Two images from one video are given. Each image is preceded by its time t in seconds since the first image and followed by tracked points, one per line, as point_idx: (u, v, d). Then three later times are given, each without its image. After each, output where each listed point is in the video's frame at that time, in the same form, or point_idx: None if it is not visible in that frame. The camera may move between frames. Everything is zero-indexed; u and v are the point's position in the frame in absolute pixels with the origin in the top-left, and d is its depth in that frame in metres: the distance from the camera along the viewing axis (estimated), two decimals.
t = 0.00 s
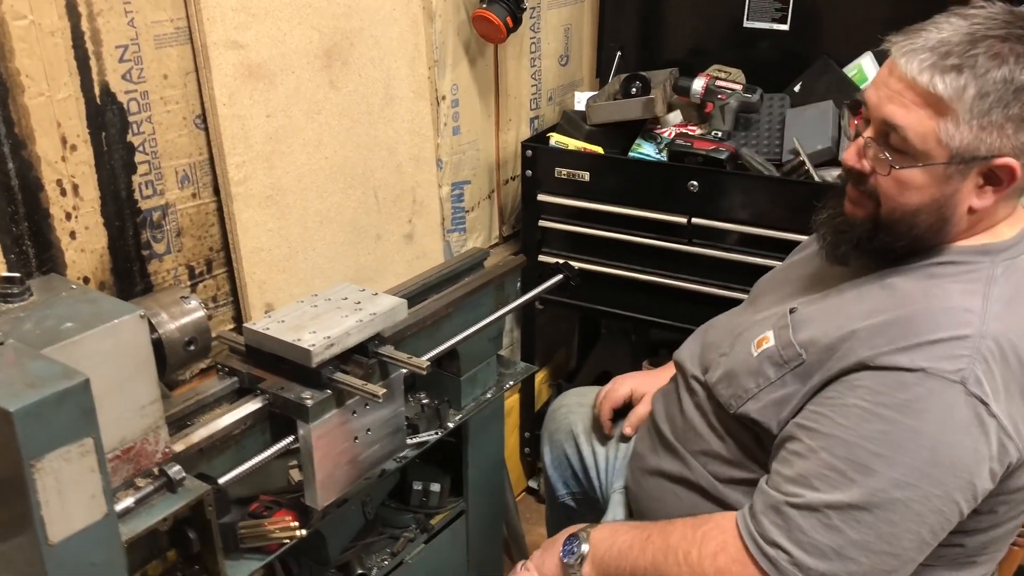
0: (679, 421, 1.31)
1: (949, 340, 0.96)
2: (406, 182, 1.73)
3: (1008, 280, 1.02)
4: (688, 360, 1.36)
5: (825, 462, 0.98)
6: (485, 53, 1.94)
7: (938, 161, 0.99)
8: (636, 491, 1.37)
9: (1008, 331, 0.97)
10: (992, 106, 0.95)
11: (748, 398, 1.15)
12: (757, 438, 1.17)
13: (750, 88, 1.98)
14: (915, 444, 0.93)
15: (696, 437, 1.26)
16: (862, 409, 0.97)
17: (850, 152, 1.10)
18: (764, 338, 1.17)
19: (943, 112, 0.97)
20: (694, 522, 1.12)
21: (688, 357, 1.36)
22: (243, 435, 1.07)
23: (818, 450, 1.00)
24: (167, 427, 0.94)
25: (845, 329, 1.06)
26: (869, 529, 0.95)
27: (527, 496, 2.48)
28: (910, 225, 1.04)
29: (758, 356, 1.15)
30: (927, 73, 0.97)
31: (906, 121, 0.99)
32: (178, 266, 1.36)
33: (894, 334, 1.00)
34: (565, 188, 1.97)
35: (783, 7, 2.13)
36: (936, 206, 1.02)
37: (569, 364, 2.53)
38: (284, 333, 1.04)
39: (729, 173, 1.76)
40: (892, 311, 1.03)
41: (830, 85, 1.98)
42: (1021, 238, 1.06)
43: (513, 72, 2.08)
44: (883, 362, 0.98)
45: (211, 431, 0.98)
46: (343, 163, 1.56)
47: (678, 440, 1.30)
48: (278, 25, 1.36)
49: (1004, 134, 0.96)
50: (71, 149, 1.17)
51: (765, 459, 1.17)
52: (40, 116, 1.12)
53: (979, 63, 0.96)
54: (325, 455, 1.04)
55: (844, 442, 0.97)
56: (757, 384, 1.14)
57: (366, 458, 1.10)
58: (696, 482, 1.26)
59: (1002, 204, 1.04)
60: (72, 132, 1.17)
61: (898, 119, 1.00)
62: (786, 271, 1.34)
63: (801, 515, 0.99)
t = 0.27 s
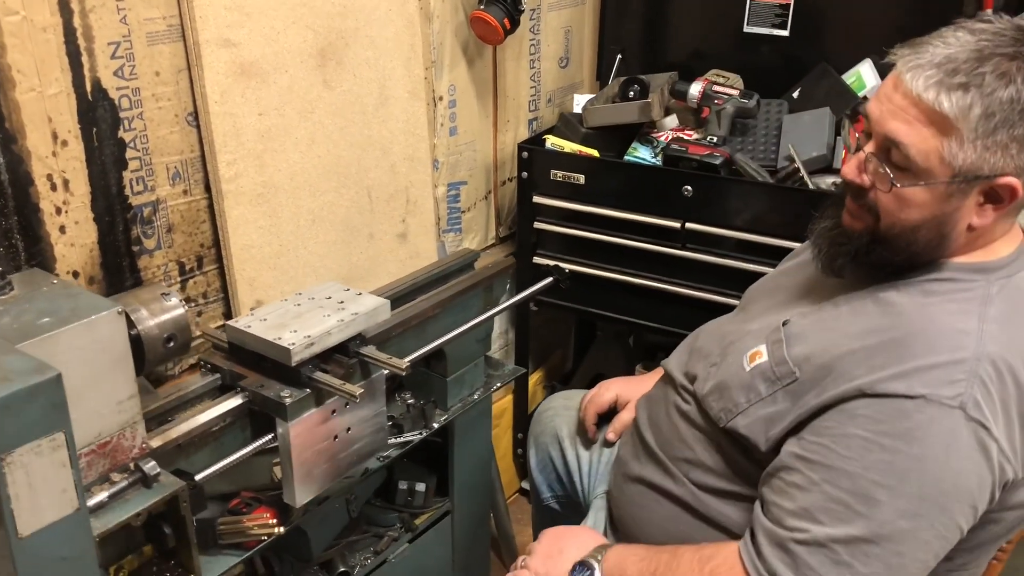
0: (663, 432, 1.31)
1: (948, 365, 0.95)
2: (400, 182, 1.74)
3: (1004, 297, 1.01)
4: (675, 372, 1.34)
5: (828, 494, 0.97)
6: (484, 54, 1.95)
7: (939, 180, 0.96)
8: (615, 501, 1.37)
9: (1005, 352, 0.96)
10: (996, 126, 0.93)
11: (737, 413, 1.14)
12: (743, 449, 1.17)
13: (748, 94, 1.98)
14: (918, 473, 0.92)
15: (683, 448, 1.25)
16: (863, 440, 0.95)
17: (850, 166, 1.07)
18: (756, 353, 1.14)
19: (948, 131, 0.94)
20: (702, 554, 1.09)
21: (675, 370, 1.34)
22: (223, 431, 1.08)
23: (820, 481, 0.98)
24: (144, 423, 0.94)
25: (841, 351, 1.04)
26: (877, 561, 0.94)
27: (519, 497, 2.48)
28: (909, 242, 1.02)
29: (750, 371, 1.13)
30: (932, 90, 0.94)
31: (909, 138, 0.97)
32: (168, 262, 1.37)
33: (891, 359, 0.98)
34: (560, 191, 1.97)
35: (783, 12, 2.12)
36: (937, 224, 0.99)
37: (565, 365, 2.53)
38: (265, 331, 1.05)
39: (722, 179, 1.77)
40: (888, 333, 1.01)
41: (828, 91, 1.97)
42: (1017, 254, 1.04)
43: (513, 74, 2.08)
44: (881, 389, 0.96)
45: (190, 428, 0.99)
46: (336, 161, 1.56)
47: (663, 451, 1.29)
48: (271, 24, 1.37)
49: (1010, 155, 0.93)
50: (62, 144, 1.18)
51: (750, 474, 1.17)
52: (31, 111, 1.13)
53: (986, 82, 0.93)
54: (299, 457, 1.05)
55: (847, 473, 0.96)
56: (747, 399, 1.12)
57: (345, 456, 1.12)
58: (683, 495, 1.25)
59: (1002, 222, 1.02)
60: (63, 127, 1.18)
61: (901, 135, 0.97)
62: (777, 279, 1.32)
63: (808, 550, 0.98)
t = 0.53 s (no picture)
0: (660, 443, 1.30)
1: (947, 387, 0.93)
2: (407, 183, 1.74)
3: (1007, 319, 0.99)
4: (674, 385, 1.33)
5: (823, 516, 0.95)
6: (496, 57, 1.93)
7: (941, 200, 0.95)
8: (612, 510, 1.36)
9: (1006, 374, 0.95)
10: (998, 146, 0.91)
11: (733, 427, 1.13)
12: (738, 464, 1.16)
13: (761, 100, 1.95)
14: (915, 497, 0.90)
15: (679, 460, 1.24)
16: (859, 460, 0.94)
17: (850, 184, 1.06)
18: (755, 368, 1.13)
19: (948, 151, 0.92)
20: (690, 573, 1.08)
21: (674, 383, 1.33)
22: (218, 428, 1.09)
23: (815, 502, 0.96)
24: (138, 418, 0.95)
25: (839, 370, 1.02)
26: None
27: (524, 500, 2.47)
28: (910, 260, 1.01)
29: (748, 386, 1.12)
30: (932, 109, 0.92)
31: (908, 158, 0.95)
32: (173, 259, 1.38)
33: (889, 379, 0.97)
34: (572, 195, 1.95)
35: (798, 18, 2.07)
36: (939, 243, 0.98)
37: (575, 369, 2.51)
38: (261, 330, 1.06)
39: (730, 186, 1.74)
40: (887, 352, 1.00)
41: (842, 99, 1.95)
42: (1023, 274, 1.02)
43: (524, 76, 2.04)
44: (878, 409, 0.95)
45: (183, 425, 1.00)
46: (343, 162, 1.57)
47: (660, 463, 1.29)
48: (279, 24, 1.38)
49: (1011, 174, 0.92)
50: (68, 140, 1.20)
51: (744, 490, 1.16)
52: (38, 107, 1.15)
53: (987, 100, 0.91)
54: (292, 456, 1.05)
55: (842, 494, 0.94)
56: (744, 414, 1.11)
57: (339, 457, 1.12)
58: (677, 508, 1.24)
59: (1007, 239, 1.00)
60: (69, 123, 1.19)
61: (901, 155, 0.96)
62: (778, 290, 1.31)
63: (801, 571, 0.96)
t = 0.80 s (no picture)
0: (668, 453, 1.29)
1: (955, 403, 0.92)
2: (422, 188, 1.74)
3: (1019, 334, 0.98)
4: (682, 395, 1.32)
5: (826, 530, 0.95)
6: (513, 62, 1.90)
7: (946, 216, 0.94)
8: (614, 519, 1.36)
9: (1016, 391, 0.93)
10: (1005, 163, 0.90)
11: (739, 439, 1.12)
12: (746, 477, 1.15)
13: (778, 109, 1.93)
14: (919, 513, 0.89)
15: (686, 470, 1.24)
16: (862, 475, 0.93)
17: (858, 195, 1.06)
18: (762, 379, 1.12)
19: (953, 166, 0.92)
20: None
21: (683, 392, 1.32)
22: (226, 428, 1.11)
23: (818, 517, 0.96)
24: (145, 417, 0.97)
25: (846, 383, 1.01)
26: None
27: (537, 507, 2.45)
28: (916, 274, 1.01)
29: (754, 397, 1.11)
30: (937, 124, 0.92)
31: (913, 172, 0.95)
32: (188, 260, 1.39)
33: (895, 393, 0.96)
34: (588, 201, 1.95)
35: (818, 26, 2.02)
36: (946, 259, 0.97)
37: (590, 376, 2.49)
38: (269, 331, 1.07)
39: (745, 195, 1.73)
40: (894, 365, 0.99)
41: (861, 108, 1.93)
42: None
43: (542, 82, 2.02)
44: (883, 425, 0.94)
45: (190, 424, 1.01)
46: (358, 166, 1.58)
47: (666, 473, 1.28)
48: (295, 29, 1.39)
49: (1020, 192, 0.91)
50: (85, 142, 1.22)
51: (751, 503, 1.15)
52: (56, 110, 1.17)
53: (995, 116, 0.90)
54: (299, 455, 1.06)
55: (846, 509, 0.94)
56: (750, 426, 1.11)
57: (346, 459, 1.13)
58: (683, 519, 1.24)
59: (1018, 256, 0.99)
60: (87, 125, 1.21)
61: (906, 169, 0.96)
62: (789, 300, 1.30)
63: None
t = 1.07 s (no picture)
0: (671, 456, 1.28)
1: (955, 409, 0.91)
2: (432, 191, 1.74)
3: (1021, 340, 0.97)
4: (686, 398, 1.32)
5: (824, 535, 0.95)
6: (525, 67, 1.90)
7: (948, 224, 0.95)
8: (620, 521, 1.36)
9: (1016, 396, 0.92)
10: (1007, 172, 0.91)
11: (739, 442, 1.11)
12: (748, 481, 1.14)
13: (790, 114, 1.93)
14: (918, 519, 0.89)
15: (688, 473, 1.23)
16: (861, 481, 0.93)
17: (860, 202, 1.06)
18: (763, 383, 1.12)
19: (955, 174, 0.93)
20: None
21: (688, 395, 1.32)
22: (232, 428, 1.12)
23: (816, 522, 0.96)
24: (152, 416, 0.98)
25: (846, 387, 1.01)
26: None
27: (545, 512, 2.43)
28: (918, 281, 1.01)
29: (755, 400, 1.11)
30: (939, 133, 0.92)
31: (915, 180, 0.95)
32: (199, 262, 1.41)
33: (895, 398, 0.95)
34: (600, 205, 1.94)
35: (832, 32, 2.01)
36: (947, 267, 0.98)
37: (601, 380, 2.48)
38: (276, 332, 1.08)
39: (756, 200, 1.72)
40: (894, 370, 0.98)
41: (874, 113, 1.91)
42: None
43: (554, 88, 2.01)
44: (882, 430, 0.93)
45: (196, 423, 1.03)
46: (369, 170, 1.59)
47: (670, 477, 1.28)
48: (306, 33, 1.40)
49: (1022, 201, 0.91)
50: (98, 144, 1.23)
51: (752, 507, 1.14)
52: (69, 112, 1.19)
53: (998, 125, 0.90)
54: (305, 455, 1.07)
55: (844, 515, 0.93)
56: (750, 429, 1.10)
57: (352, 459, 1.13)
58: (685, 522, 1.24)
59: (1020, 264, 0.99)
60: (100, 128, 1.23)
61: (908, 177, 0.96)
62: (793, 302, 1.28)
63: None
